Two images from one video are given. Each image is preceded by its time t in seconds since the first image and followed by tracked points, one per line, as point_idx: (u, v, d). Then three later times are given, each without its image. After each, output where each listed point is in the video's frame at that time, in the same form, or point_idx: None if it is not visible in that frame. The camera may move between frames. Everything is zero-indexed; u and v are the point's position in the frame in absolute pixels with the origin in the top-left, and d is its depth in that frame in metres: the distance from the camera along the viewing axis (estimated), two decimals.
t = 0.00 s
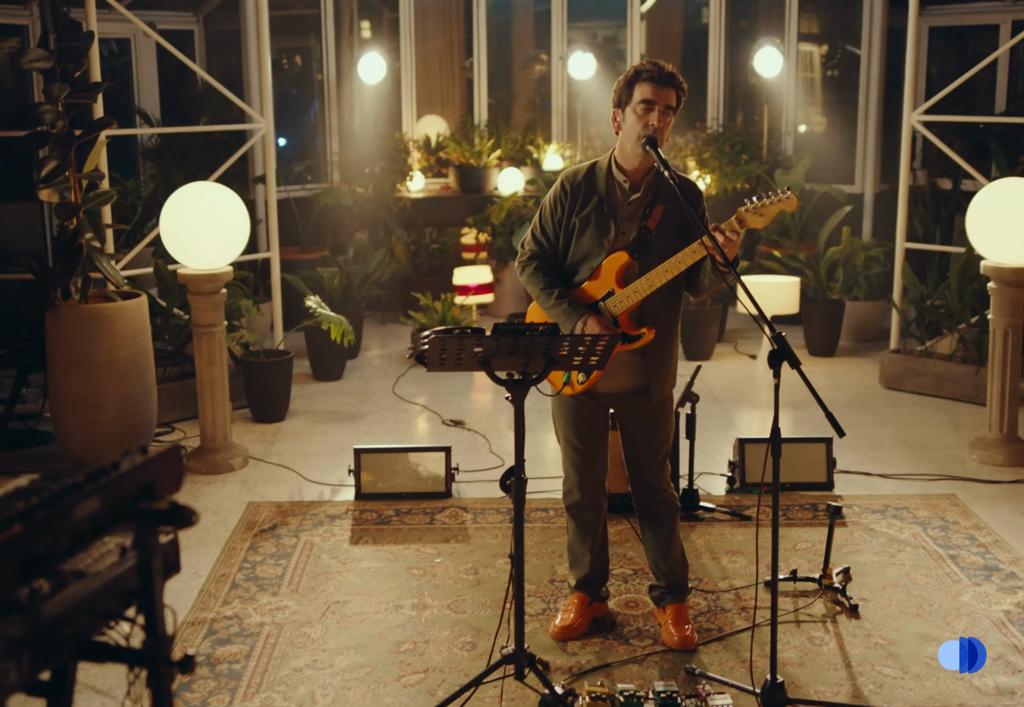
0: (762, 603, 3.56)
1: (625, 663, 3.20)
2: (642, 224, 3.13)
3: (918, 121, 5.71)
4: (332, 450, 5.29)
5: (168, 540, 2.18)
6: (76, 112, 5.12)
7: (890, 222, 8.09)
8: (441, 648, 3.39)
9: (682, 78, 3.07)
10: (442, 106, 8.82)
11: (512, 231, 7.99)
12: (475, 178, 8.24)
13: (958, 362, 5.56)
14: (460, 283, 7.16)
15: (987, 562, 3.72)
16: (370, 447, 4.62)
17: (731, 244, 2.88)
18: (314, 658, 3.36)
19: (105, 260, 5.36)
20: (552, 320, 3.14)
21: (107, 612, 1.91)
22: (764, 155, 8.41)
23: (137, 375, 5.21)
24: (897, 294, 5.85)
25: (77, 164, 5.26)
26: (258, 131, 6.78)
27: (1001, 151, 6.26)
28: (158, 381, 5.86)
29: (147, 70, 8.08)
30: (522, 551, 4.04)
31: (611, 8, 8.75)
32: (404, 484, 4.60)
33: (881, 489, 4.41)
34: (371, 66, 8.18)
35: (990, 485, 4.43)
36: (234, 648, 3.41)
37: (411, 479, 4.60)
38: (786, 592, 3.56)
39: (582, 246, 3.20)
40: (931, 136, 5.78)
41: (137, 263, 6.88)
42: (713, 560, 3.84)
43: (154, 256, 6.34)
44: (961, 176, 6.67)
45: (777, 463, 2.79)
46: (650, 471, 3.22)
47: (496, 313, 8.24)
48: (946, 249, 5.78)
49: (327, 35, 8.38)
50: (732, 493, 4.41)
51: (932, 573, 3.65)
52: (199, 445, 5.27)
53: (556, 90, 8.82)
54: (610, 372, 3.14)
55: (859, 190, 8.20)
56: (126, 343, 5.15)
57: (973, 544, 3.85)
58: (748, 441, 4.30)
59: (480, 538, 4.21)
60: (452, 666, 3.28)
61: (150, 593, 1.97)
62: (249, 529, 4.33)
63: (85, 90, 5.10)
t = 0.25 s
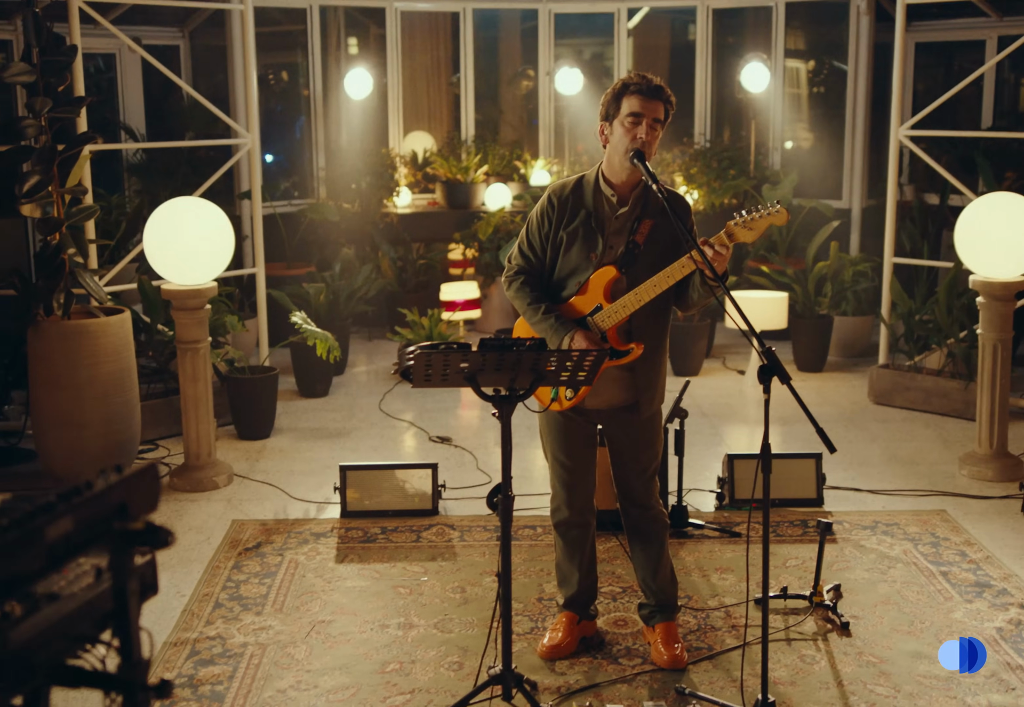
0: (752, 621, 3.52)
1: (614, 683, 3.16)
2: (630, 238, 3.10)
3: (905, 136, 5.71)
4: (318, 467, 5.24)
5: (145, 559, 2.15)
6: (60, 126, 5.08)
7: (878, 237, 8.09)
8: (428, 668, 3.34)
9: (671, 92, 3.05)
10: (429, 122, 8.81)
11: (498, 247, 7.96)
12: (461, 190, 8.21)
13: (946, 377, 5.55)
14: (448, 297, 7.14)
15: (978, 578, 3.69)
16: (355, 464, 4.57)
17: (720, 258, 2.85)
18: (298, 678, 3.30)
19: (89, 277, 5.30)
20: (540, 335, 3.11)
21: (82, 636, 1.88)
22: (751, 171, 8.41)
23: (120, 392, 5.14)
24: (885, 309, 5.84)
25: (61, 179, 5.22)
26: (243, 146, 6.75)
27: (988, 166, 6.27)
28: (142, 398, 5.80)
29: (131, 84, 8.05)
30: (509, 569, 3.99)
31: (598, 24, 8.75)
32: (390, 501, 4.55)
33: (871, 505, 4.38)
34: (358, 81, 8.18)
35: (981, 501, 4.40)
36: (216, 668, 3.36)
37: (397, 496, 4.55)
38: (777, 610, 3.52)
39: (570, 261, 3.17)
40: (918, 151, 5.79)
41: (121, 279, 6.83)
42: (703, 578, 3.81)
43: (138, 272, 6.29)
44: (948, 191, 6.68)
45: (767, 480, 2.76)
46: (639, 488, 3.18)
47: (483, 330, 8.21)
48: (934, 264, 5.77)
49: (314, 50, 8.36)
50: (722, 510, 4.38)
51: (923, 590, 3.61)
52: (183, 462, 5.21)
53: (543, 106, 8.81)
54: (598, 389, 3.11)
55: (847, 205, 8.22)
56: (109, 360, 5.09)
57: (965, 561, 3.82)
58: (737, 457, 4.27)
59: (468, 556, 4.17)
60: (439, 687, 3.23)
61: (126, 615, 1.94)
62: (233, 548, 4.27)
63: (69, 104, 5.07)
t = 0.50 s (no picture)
0: (744, 632, 3.48)
1: (605, 696, 3.12)
2: (621, 246, 3.07)
3: (895, 144, 5.71)
4: (306, 478, 5.19)
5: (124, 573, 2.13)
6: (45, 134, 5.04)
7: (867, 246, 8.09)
8: (416, 681, 3.29)
9: (661, 98, 3.02)
10: (417, 131, 8.79)
11: (487, 256, 7.94)
12: (450, 201, 8.24)
13: (937, 386, 5.54)
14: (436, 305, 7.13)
15: (971, 588, 3.66)
16: (343, 475, 4.52)
17: (711, 266, 2.83)
18: (285, 692, 3.25)
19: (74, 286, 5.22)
20: (529, 343, 3.08)
21: (59, 650, 1.91)
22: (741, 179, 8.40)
23: (105, 402, 5.09)
24: (875, 317, 5.82)
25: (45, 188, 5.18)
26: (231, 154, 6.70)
27: (977, 174, 6.27)
28: (128, 408, 5.75)
29: (118, 93, 8.03)
30: (499, 581, 3.95)
31: (586, 33, 8.74)
32: (378, 511, 4.50)
33: (863, 514, 4.35)
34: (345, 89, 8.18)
35: (973, 510, 4.38)
36: (201, 682, 3.31)
37: (385, 507, 4.51)
38: (769, 621, 3.49)
39: (560, 268, 3.14)
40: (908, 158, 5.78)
41: (107, 288, 6.78)
42: (694, 588, 3.77)
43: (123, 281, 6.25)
44: (938, 200, 6.68)
45: (758, 489, 2.73)
46: (629, 498, 3.15)
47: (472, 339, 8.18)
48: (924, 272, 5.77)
49: (302, 58, 8.32)
50: (713, 520, 4.34)
51: (916, 600, 3.59)
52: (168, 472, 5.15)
53: (532, 114, 8.80)
54: (588, 398, 3.07)
55: (836, 213, 8.22)
56: (94, 369, 5.03)
57: (957, 570, 3.80)
58: (728, 467, 4.24)
59: (457, 567, 4.12)
60: (427, 700, 3.18)
61: (105, 630, 1.97)
62: (219, 559, 4.22)
63: (54, 111, 5.02)
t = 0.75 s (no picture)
0: (740, 643, 3.45)
1: None
2: (615, 252, 3.04)
3: (889, 151, 5.69)
4: (297, 487, 5.15)
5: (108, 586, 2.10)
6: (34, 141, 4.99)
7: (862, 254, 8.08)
8: (408, 694, 3.25)
9: (656, 103, 3.00)
10: (410, 138, 8.76)
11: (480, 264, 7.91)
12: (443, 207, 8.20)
13: (932, 393, 5.51)
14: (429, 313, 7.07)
15: (969, 597, 3.63)
16: (335, 484, 4.48)
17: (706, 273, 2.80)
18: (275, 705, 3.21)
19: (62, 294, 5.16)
20: (522, 351, 3.04)
21: (39, 667, 1.88)
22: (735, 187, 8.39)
23: (95, 411, 5.04)
24: (870, 324, 5.80)
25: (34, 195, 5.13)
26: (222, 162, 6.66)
27: (971, 181, 6.26)
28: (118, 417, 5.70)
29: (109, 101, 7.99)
30: (492, 591, 3.91)
31: (579, 41, 8.73)
32: (371, 521, 4.46)
33: (859, 523, 4.32)
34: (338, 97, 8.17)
35: (969, 519, 4.35)
36: (191, 695, 3.26)
37: (377, 516, 4.47)
38: (765, 631, 3.45)
39: (554, 275, 3.11)
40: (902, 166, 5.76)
41: (97, 297, 6.74)
42: (690, 599, 3.73)
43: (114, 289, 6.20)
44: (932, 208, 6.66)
45: (755, 498, 2.70)
46: (624, 507, 3.11)
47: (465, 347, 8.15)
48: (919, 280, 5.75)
49: (294, 65, 8.29)
50: (708, 529, 4.30)
51: (913, 610, 3.55)
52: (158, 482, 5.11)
53: (525, 122, 8.78)
54: (582, 406, 3.04)
55: (830, 221, 8.21)
56: (84, 378, 4.99)
57: (955, 580, 3.77)
58: (723, 476, 4.21)
59: (450, 577, 4.08)
60: None
61: (87, 646, 1.95)
62: (209, 570, 4.17)
63: (43, 118, 4.98)
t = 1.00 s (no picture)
0: (738, 650, 3.41)
1: None
2: (612, 255, 3.01)
3: (886, 154, 5.67)
4: (291, 493, 5.11)
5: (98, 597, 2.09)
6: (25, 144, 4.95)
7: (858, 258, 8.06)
8: (403, 702, 3.21)
9: (654, 105, 2.97)
10: (405, 141, 8.73)
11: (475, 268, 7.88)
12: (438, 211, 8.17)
13: (930, 398, 5.49)
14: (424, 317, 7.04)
15: (969, 604, 3.60)
16: (329, 490, 4.44)
17: (704, 277, 2.77)
18: None
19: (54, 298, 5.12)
20: (518, 355, 3.01)
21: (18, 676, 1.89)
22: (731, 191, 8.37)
23: (86, 416, 5.00)
24: (867, 329, 5.77)
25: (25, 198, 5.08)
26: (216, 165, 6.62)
27: (968, 185, 6.24)
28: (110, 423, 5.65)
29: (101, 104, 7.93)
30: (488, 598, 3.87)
31: (574, 44, 8.71)
32: (365, 528, 4.42)
33: (858, 529, 4.29)
34: (332, 100, 8.12)
35: (968, 524, 4.32)
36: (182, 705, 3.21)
37: (371, 523, 4.43)
38: (764, 638, 3.42)
39: (549, 278, 3.07)
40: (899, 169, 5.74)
41: (90, 301, 6.69)
42: (687, 605, 3.70)
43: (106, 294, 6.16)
44: (929, 212, 6.64)
45: (755, 504, 2.66)
46: (621, 513, 3.08)
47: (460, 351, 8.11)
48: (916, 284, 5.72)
49: (289, 69, 8.25)
50: (705, 535, 4.27)
51: (913, 616, 3.52)
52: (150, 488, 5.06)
53: (520, 125, 8.75)
54: (578, 411, 3.01)
55: (826, 225, 8.20)
56: (75, 383, 4.94)
57: (954, 586, 3.74)
58: (721, 481, 4.17)
59: (445, 584, 4.04)
60: None
61: (68, 658, 1.95)
62: (202, 577, 4.13)
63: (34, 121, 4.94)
